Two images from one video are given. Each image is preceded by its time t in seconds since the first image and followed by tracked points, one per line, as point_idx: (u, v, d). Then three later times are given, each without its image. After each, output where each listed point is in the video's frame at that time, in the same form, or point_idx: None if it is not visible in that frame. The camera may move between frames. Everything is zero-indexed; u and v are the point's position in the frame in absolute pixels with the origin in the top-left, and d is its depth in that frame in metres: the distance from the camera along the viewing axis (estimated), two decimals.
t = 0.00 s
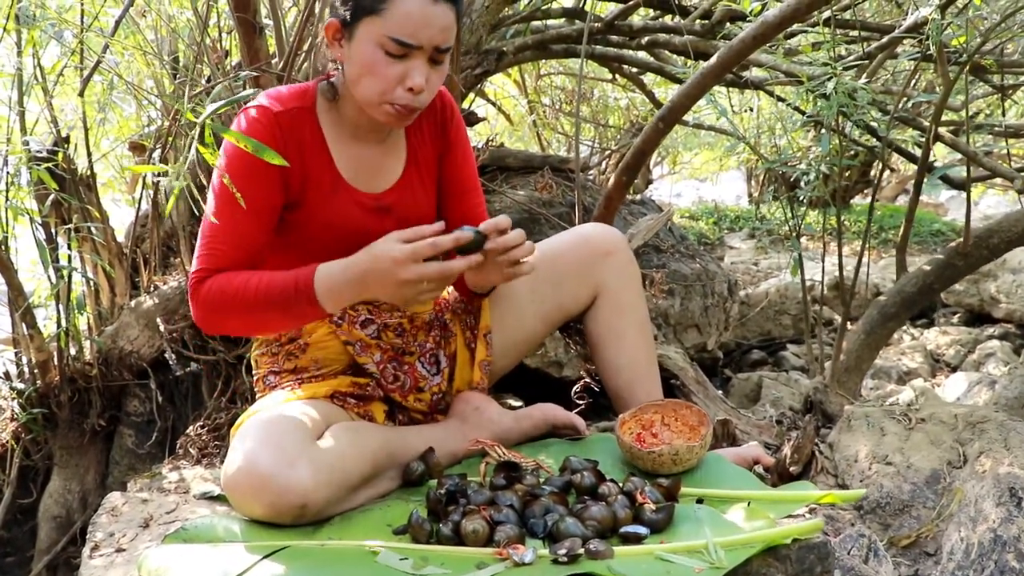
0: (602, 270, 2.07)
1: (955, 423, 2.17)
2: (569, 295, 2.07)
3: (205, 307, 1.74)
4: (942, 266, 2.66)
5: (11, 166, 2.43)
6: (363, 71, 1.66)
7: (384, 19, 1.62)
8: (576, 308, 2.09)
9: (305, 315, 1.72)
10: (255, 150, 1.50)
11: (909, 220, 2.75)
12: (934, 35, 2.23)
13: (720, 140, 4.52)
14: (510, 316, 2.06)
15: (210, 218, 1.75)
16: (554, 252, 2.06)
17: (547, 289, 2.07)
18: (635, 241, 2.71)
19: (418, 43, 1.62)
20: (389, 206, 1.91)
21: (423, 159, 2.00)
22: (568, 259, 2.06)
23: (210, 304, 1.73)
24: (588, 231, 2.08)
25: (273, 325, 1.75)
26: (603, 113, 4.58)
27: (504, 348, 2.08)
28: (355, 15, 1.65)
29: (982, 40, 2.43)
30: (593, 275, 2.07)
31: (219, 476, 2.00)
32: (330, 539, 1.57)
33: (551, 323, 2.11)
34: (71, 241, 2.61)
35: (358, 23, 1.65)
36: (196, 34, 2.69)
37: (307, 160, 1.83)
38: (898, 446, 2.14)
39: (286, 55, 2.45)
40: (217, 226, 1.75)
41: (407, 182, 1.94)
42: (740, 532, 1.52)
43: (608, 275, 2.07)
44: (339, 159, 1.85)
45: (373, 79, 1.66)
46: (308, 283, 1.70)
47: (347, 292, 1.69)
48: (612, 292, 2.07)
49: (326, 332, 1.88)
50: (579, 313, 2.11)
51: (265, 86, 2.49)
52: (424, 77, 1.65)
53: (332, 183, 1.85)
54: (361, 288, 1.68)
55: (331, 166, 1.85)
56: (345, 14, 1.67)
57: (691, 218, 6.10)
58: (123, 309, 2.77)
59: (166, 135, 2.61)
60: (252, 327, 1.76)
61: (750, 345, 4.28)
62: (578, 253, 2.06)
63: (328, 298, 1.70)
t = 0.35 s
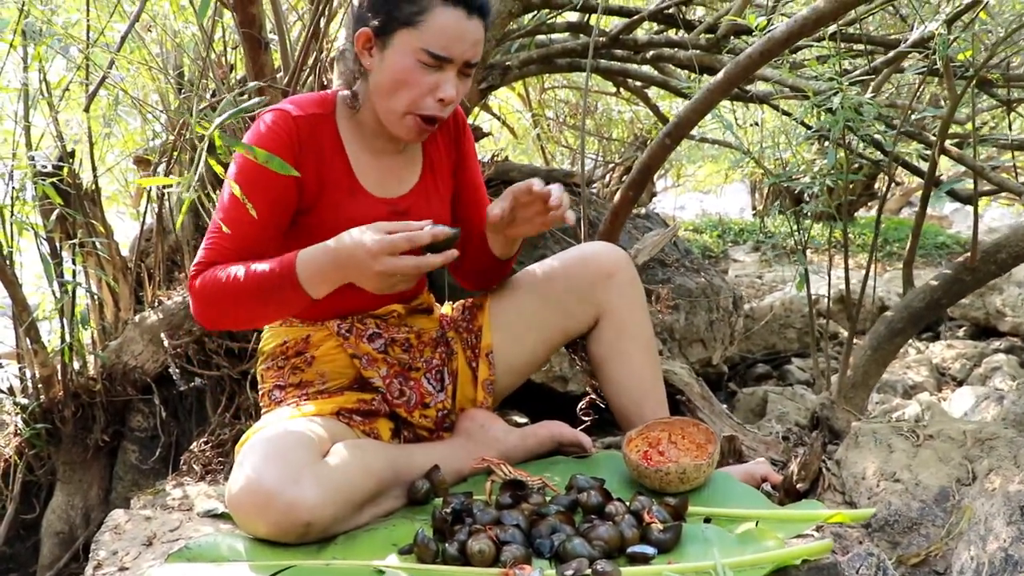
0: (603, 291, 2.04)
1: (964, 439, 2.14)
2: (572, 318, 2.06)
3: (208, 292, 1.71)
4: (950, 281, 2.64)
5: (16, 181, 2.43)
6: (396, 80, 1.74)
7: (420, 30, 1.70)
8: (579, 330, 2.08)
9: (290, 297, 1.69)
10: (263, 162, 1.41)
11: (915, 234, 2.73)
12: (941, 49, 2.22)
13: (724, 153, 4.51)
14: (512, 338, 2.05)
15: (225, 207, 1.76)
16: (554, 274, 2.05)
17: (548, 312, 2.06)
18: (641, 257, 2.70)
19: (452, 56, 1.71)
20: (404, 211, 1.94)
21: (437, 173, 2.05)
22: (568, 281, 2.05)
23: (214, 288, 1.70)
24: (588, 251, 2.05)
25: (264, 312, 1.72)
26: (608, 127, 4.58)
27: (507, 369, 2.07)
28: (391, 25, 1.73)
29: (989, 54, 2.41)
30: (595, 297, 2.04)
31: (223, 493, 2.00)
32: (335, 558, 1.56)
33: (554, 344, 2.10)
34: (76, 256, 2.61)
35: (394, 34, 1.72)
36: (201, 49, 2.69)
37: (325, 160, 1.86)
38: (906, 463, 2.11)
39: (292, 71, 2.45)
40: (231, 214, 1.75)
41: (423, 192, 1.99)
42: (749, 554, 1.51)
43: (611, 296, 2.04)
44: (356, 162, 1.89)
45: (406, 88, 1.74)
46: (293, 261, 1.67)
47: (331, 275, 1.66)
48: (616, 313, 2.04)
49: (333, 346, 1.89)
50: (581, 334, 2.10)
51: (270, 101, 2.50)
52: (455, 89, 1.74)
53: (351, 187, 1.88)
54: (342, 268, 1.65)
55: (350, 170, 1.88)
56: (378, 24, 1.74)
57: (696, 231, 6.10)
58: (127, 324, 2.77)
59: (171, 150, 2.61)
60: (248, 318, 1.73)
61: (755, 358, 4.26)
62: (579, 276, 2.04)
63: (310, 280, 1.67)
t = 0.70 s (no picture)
0: (605, 300, 2.04)
1: (967, 448, 2.12)
2: (575, 328, 2.05)
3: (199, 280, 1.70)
4: (954, 289, 2.63)
5: (19, 187, 2.44)
6: (418, 103, 1.74)
7: (447, 56, 1.70)
8: (581, 340, 2.07)
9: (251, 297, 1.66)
10: (262, 176, 1.48)
11: (918, 242, 2.72)
12: (945, 58, 2.22)
13: (728, 159, 4.52)
14: (513, 348, 2.03)
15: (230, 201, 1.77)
16: (556, 284, 2.04)
17: (550, 322, 2.04)
18: (644, 264, 2.71)
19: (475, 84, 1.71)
20: (415, 220, 1.92)
21: (451, 186, 2.06)
22: (571, 291, 2.03)
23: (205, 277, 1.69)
24: (590, 260, 2.04)
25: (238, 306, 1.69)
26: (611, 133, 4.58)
27: (509, 379, 2.05)
28: (415, 48, 1.72)
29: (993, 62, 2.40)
30: (597, 307, 2.04)
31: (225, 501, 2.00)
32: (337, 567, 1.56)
33: (556, 354, 2.09)
34: (79, 262, 2.60)
35: (419, 57, 1.72)
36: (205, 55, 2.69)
37: (332, 166, 1.86)
38: (910, 472, 2.08)
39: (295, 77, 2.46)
40: (235, 209, 1.76)
41: (435, 203, 1.98)
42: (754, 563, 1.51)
43: (613, 306, 2.04)
44: (369, 168, 1.89)
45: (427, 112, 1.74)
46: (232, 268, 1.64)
47: (260, 291, 1.62)
48: (618, 323, 2.04)
49: (338, 354, 1.90)
50: (583, 343, 2.09)
51: (274, 107, 2.50)
52: (477, 115, 1.74)
53: (362, 194, 1.88)
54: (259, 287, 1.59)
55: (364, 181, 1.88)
56: (403, 45, 1.74)
57: (699, 237, 6.10)
58: (129, 330, 2.77)
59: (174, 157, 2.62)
60: (229, 311, 1.71)
61: (758, 365, 4.25)
62: (581, 284, 2.03)
63: (247, 291, 1.63)
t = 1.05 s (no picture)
0: (605, 305, 2.03)
1: (967, 451, 2.10)
2: (574, 332, 2.05)
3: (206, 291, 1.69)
4: (953, 292, 2.63)
5: (17, 193, 2.43)
6: (446, 128, 1.75)
7: (475, 83, 1.70)
8: (580, 344, 2.07)
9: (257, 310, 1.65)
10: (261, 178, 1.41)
11: (917, 246, 2.72)
12: (943, 61, 2.21)
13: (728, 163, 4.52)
14: (513, 352, 2.03)
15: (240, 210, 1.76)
16: (556, 289, 2.03)
17: (550, 327, 2.04)
18: (643, 269, 2.70)
19: (503, 108, 1.73)
20: (422, 238, 1.94)
21: (459, 203, 2.07)
22: (570, 296, 2.03)
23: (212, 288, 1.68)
24: (590, 266, 2.04)
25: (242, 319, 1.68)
26: (611, 137, 4.58)
27: (509, 383, 2.05)
28: (442, 75, 1.72)
29: (992, 66, 2.39)
30: (597, 313, 2.04)
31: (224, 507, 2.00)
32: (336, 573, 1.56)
33: (556, 358, 2.09)
34: (78, 268, 2.61)
35: (447, 83, 1.72)
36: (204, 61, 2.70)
37: (343, 181, 1.86)
38: (909, 476, 2.07)
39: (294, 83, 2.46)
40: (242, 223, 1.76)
41: (442, 221, 2.00)
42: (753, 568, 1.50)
43: (613, 312, 2.03)
44: (381, 185, 1.89)
45: (454, 138, 1.76)
46: (247, 285, 1.63)
47: (277, 310, 1.61)
48: (617, 328, 2.03)
49: (337, 360, 1.90)
50: (583, 348, 2.09)
51: (272, 113, 2.51)
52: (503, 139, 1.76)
53: (373, 210, 1.89)
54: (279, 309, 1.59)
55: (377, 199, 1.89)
56: (430, 70, 1.74)
57: (699, 242, 6.11)
58: (129, 336, 2.77)
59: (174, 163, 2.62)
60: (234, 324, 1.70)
61: (758, 369, 4.25)
62: (580, 289, 2.03)
63: (262, 309, 1.63)
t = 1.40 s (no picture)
0: (602, 307, 2.02)
1: (960, 452, 2.10)
2: (570, 333, 2.05)
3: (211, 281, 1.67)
4: (946, 293, 2.63)
5: (9, 193, 2.42)
6: (464, 105, 1.73)
7: (487, 52, 1.72)
8: (577, 345, 2.07)
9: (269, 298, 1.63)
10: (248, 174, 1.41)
11: (911, 248, 2.72)
12: (936, 62, 2.22)
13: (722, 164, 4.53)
14: (509, 352, 2.03)
15: (251, 210, 1.76)
16: (554, 290, 2.03)
17: (548, 329, 2.05)
18: (637, 270, 2.70)
19: (521, 76, 1.73)
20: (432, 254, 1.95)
21: (470, 217, 2.07)
22: (568, 297, 2.03)
23: (219, 278, 1.66)
24: (589, 266, 2.03)
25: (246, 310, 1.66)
26: (605, 139, 4.57)
27: (504, 385, 2.05)
28: (454, 51, 1.74)
29: (985, 68, 2.39)
30: (594, 314, 2.03)
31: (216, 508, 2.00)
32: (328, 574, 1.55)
33: (552, 359, 2.09)
34: (70, 268, 2.60)
35: (459, 58, 1.73)
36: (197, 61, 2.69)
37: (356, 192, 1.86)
38: (903, 476, 2.07)
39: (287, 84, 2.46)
40: (253, 224, 1.74)
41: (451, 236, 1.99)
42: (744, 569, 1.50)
43: (610, 313, 2.03)
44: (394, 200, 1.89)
45: (473, 113, 1.73)
46: (274, 265, 1.62)
47: (309, 289, 1.59)
48: (614, 330, 2.03)
49: (336, 364, 1.90)
50: (579, 349, 2.09)
51: (265, 113, 2.51)
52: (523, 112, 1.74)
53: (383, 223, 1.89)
54: (314, 288, 1.58)
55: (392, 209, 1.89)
56: (442, 53, 1.75)
57: (693, 243, 6.12)
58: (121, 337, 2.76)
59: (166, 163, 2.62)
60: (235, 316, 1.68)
61: (752, 370, 4.26)
62: (578, 290, 2.02)
63: (287, 293, 1.61)
